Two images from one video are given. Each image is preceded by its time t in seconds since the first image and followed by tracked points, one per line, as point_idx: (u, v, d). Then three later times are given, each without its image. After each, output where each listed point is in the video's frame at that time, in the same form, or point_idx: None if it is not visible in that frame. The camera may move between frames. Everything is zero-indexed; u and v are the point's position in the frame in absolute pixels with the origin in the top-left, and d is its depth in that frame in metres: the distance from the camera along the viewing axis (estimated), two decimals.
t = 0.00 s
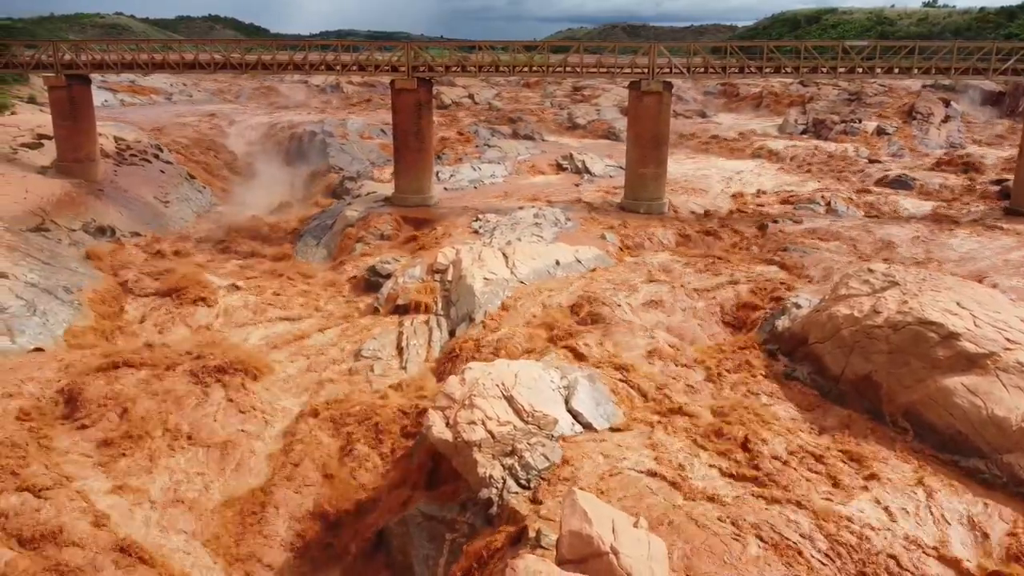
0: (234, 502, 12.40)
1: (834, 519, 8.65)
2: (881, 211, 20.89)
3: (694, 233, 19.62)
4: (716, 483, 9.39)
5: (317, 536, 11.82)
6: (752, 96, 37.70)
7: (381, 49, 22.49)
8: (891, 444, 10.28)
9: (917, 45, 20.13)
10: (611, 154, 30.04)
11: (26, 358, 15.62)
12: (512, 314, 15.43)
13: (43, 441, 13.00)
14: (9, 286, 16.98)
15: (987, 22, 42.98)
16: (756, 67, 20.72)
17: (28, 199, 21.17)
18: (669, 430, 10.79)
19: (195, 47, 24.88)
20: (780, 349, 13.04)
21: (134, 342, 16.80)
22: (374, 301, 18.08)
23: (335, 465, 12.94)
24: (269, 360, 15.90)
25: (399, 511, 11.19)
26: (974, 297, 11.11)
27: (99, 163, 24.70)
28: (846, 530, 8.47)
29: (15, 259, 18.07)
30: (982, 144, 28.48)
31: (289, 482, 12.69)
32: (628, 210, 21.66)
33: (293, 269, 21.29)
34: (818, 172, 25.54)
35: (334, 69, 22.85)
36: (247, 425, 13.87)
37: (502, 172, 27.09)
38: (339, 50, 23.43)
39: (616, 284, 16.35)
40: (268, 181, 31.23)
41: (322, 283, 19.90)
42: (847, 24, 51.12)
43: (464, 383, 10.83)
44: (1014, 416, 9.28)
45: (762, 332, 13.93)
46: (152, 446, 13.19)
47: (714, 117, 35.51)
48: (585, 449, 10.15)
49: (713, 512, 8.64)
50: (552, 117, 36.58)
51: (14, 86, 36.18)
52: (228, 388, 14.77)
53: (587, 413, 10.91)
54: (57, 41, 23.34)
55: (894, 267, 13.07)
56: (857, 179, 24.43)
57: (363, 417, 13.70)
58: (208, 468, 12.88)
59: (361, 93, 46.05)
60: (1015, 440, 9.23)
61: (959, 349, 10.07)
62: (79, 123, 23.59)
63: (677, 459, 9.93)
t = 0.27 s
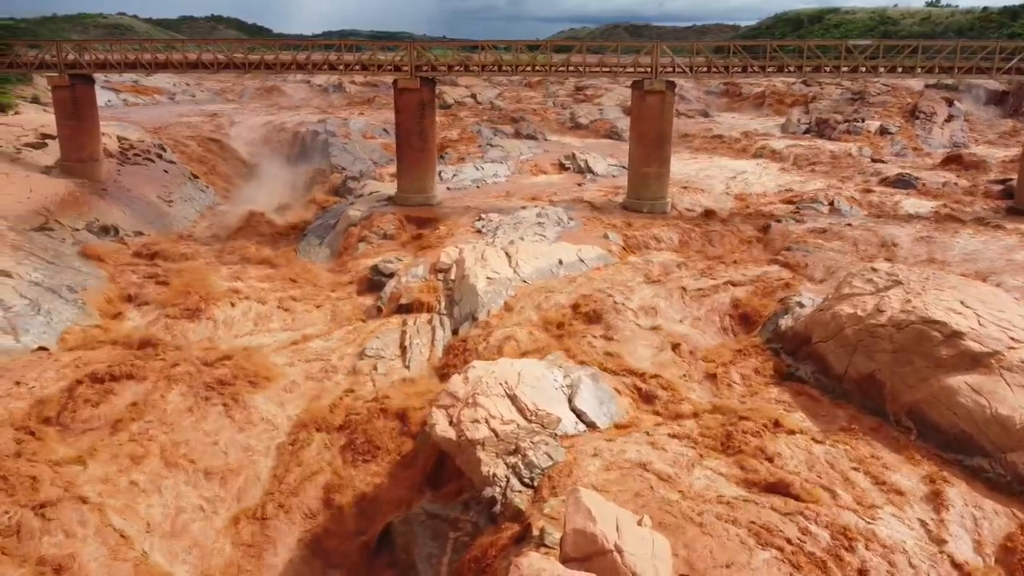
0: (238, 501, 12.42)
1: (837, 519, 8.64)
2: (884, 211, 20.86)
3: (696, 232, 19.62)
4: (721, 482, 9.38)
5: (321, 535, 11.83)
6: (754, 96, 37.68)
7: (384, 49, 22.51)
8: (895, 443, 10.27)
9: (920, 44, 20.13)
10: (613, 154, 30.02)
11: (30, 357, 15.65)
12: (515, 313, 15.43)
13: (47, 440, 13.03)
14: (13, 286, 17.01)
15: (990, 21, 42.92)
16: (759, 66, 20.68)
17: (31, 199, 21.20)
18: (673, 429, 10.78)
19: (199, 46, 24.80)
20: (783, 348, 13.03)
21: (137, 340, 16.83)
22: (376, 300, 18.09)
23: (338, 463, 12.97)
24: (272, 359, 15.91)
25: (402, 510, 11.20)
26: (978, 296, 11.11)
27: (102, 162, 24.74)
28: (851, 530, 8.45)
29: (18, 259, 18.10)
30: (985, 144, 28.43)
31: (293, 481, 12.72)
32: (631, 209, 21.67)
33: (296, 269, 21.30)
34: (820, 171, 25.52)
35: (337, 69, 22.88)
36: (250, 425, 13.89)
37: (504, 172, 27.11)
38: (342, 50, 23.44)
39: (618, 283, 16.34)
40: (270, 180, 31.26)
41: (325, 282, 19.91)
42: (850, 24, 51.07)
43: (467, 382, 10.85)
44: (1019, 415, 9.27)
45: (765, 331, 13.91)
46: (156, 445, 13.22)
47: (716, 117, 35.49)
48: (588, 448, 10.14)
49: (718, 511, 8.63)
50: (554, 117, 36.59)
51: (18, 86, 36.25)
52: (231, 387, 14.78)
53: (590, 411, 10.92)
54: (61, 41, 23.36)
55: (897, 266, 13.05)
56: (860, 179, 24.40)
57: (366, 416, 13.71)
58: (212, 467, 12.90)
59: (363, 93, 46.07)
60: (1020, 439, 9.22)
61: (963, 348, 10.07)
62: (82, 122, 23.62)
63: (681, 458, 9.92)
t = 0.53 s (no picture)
0: (244, 499, 12.44)
1: (842, 519, 8.63)
2: (890, 211, 20.83)
3: (702, 232, 19.60)
4: (726, 482, 9.39)
5: (326, 533, 11.86)
6: (759, 96, 37.63)
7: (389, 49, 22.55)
8: (901, 442, 10.25)
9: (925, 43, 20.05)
10: (618, 154, 30.03)
11: (37, 356, 15.72)
12: (520, 312, 15.44)
13: (54, 438, 13.09)
14: (20, 285, 17.08)
15: (996, 21, 42.77)
16: (765, 66, 20.63)
17: (38, 198, 21.28)
18: (678, 429, 10.79)
19: (205, 47, 24.91)
20: (789, 348, 13.02)
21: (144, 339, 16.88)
22: (382, 300, 18.11)
23: (343, 462, 13.00)
24: (278, 358, 15.96)
25: (407, 509, 11.22)
26: (985, 296, 11.08)
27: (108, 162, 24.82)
28: (856, 530, 8.45)
29: (25, 258, 18.17)
30: (991, 144, 28.31)
31: (299, 479, 12.75)
32: (636, 209, 21.67)
33: (302, 268, 21.35)
34: (826, 171, 25.47)
35: (342, 69, 22.91)
36: (255, 424, 13.93)
37: (509, 172, 27.13)
38: (348, 50, 23.47)
39: (624, 283, 16.34)
40: (275, 180, 31.34)
41: (330, 282, 19.95)
42: (856, 24, 50.94)
43: (473, 381, 10.87)
44: None
45: (771, 331, 13.89)
46: (162, 443, 13.28)
47: (721, 117, 35.46)
48: (593, 447, 10.14)
49: (723, 510, 8.63)
50: (559, 117, 36.59)
51: (24, 86, 36.39)
52: (236, 386, 14.83)
53: (595, 411, 10.92)
54: (67, 41, 23.44)
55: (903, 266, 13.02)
56: (865, 179, 24.35)
57: (372, 415, 13.74)
58: (217, 465, 12.95)
59: (368, 93, 46.12)
60: None
61: (970, 348, 10.04)
62: (89, 122, 23.71)
63: (686, 457, 9.92)
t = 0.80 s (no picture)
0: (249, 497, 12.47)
1: (848, 518, 8.63)
2: (895, 210, 20.78)
3: (706, 232, 19.57)
4: (731, 480, 9.39)
5: (331, 530, 11.88)
6: (764, 95, 37.57)
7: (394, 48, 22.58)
8: (906, 441, 10.25)
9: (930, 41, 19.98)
10: (622, 154, 30.00)
11: (43, 354, 15.77)
12: (525, 311, 15.44)
13: (60, 436, 13.12)
14: (26, 283, 17.13)
15: (1002, 20, 42.63)
16: (770, 65, 20.60)
17: (43, 197, 21.34)
18: (683, 427, 10.78)
19: (210, 46, 24.96)
20: (794, 347, 13.01)
21: (150, 338, 16.92)
22: (386, 299, 18.13)
23: (348, 460, 13.03)
24: (283, 357, 15.99)
25: (412, 507, 11.24)
26: (991, 295, 11.04)
27: (113, 161, 24.88)
28: (862, 529, 8.44)
29: (31, 256, 18.22)
30: (997, 143, 28.24)
31: (303, 478, 12.77)
32: (641, 209, 21.66)
33: (306, 266, 21.39)
34: (831, 171, 25.42)
35: (347, 68, 22.92)
36: (260, 422, 13.96)
37: (513, 171, 27.14)
38: (352, 49, 23.49)
39: (628, 282, 16.34)
40: (280, 179, 31.39)
41: (335, 280, 19.98)
42: (861, 23, 50.81)
43: (478, 379, 10.87)
44: None
45: (776, 330, 13.88)
46: (167, 440, 13.31)
47: (726, 116, 35.41)
48: (599, 445, 10.15)
49: (728, 509, 8.63)
50: (563, 117, 36.58)
51: (30, 85, 36.47)
52: (241, 385, 14.87)
53: (600, 409, 10.92)
54: (73, 40, 23.49)
55: (909, 265, 12.98)
56: (871, 178, 24.30)
57: (376, 414, 13.77)
58: (222, 463, 12.97)
59: (372, 93, 46.14)
60: None
61: (976, 347, 10.01)
62: (94, 121, 23.76)
63: (691, 456, 9.92)
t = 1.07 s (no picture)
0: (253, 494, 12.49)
1: (853, 517, 8.62)
2: (901, 209, 20.74)
3: (711, 231, 19.54)
4: (736, 478, 9.38)
5: (336, 527, 11.89)
6: (769, 95, 37.51)
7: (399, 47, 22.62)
8: (912, 439, 10.23)
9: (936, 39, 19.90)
10: (627, 153, 29.97)
11: (48, 352, 15.80)
12: (530, 309, 15.44)
13: (66, 432, 13.15)
14: (32, 281, 17.18)
15: (1008, 19, 42.50)
16: (775, 63, 20.60)
17: (49, 196, 21.40)
18: (688, 425, 10.77)
19: (215, 45, 24.99)
20: (799, 345, 12.99)
21: (155, 336, 16.95)
22: (391, 297, 18.14)
23: (353, 458, 13.04)
24: (288, 354, 16.01)
25: (416, 504, 11.23)
26: (998, 293, 11.01)
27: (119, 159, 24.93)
28: (868, 528, 8.43)
29: (37, 254, 18.27)
30: (1003, 142, 28.16)
31: (307, 475, 12.78)
32: (645, 207, 21.65)
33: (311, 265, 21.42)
34: (836, 170, 25.35)
35: (352, 67, 22.94)
36: (265, 420, 13.98)
37: (518, 170, 27.13)
38: (357, 48, 23.51)
39: (633, 281, 16.32)
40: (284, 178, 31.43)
41: (339, 278, 19.99)
42: (866, 22, 50.70)
43: (483, 376, 10.88)
44: None
45: (781, 329, 13.85)
46: (172, 438, 13.33)
47: (731, 115, 35.35)
48: (604, 443, 10.16)
49: (734, 506, 8.62)
50: (567, 116, 36.57)
51: (35, 84, 36.56)
52: (246, 382, 14.90)
53: (605, 407, 10.92)
54: (79, 39, 23.55)
55: (915, 263, 12.95)
56: (876, 177, 24.23)
57: (381, 412, 13.79)
58: (227, 460, 12.99)
59: (377, 92, 46.17)
60: None
61: (983, 345, 9.99)
62: (100, 120, 23.83)
63: (696, 453, 9.92)
